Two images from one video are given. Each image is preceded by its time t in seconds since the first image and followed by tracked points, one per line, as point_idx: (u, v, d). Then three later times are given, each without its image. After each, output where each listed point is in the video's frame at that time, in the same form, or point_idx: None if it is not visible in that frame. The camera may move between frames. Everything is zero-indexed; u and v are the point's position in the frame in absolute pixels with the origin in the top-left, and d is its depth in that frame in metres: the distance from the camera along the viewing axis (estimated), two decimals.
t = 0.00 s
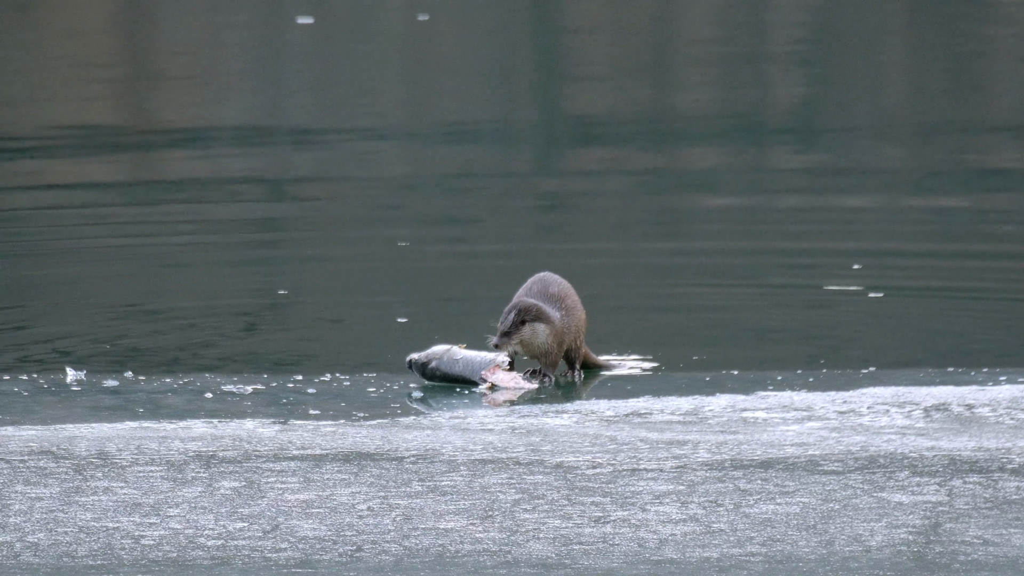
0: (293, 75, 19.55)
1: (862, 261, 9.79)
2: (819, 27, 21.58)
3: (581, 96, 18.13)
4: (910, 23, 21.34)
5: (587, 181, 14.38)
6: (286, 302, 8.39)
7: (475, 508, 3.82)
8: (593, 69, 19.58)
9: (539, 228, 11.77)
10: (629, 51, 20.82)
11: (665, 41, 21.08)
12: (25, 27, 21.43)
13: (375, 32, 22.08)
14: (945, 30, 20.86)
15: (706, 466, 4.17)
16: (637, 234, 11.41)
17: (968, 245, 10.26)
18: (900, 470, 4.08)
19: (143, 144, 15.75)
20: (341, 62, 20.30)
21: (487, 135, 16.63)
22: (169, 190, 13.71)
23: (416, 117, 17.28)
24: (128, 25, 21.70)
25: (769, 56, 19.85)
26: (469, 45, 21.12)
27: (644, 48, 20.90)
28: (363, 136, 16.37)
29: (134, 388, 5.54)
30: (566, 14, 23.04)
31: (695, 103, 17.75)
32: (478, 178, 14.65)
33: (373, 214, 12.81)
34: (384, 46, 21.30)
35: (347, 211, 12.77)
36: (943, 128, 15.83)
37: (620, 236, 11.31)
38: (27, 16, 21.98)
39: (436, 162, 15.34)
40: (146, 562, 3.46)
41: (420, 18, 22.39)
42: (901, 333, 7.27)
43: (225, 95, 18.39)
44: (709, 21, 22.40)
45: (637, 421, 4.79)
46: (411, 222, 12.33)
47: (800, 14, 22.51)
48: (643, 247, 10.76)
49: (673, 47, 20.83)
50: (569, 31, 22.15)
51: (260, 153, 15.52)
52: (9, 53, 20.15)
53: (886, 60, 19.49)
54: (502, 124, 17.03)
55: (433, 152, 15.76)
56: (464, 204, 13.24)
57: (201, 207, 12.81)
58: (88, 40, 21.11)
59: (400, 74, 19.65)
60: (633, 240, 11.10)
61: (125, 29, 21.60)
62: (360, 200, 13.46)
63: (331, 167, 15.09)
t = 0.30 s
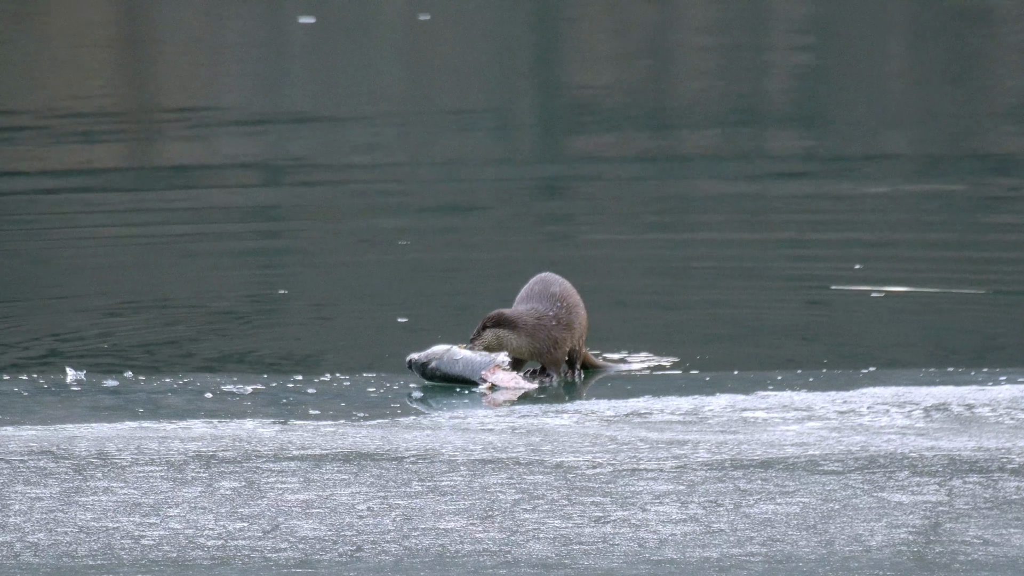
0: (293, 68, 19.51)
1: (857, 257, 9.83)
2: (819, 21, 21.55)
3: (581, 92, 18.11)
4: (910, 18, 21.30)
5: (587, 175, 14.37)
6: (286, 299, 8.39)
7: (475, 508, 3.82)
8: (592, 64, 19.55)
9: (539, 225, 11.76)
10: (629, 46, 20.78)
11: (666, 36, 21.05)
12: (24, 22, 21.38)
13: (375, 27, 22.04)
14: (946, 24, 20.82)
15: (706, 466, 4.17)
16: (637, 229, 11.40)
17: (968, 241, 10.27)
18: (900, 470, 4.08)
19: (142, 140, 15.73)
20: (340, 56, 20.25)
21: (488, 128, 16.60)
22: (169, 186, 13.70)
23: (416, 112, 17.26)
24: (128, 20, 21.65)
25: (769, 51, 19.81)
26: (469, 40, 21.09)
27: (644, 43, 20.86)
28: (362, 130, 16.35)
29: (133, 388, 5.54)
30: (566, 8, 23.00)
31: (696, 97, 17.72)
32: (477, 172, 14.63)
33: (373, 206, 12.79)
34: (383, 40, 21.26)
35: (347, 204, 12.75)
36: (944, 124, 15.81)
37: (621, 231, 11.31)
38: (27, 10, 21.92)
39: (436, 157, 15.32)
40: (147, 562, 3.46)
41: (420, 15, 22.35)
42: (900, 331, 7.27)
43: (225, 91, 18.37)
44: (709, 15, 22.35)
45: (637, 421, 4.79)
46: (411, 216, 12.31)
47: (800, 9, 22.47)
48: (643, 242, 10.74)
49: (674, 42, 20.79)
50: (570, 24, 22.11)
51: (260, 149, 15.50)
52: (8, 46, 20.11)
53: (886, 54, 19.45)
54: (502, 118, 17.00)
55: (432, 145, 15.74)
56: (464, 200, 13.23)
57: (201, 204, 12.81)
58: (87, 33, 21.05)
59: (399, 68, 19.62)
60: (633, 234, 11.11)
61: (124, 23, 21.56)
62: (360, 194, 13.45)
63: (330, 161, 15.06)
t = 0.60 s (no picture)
0: (293, 64, 19.47)
1: (858, 254, 9.82)
2: (821, 16, 21.51)
3: (581, 88, 18.08)
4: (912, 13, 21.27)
5: (588, 173, 14.36)
6: (286, 299, 8.40)
7: (475, 508, 3.82)
8: (593, 59, 19.51)
9: (539, 223, 11.76)
10: (630, 41, 20.75)
11: (666, 31, 21.00)
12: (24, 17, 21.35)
13: (375, 22, 22.00)
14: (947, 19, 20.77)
15: (706, 466, 4.17)
16: (638, 226, 11.40)
17: (970, 238, 10.26)
18: (899, 470, 4.08)
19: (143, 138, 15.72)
20: (340, 50, 20.22)
21: (488, 124, 16.58)
22: (169, 183, 13.68)
23: (417, 107, 17.23)
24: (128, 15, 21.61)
25: (770, 46, 19.77)
26: (469, 34, 21.05)
27: (645, 38, 20.82)
28: (363, 126, 16.34)
29: (134, 388, 5.54)
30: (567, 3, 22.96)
31: (696, 93, 17.70)
32: (478, 168, 14.61)
33: (374, 204, 12.78)
34: (384, 34, 21.22)
35: (347, 202, 12.75)
36: (944, 121, 15.79)
37: (622, 228, 11.31)
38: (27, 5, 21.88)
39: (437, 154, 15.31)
40: (147, 562, 3.46)
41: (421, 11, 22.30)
42: (901, 330, 7.27)
43: (225, 86, 18.33)
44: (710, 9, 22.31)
45: (637, 421, 4.79)
46: (412, 213, 12.30)
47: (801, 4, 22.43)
48: (644, 239, 10.72)
49: (674, 36, 20.75)
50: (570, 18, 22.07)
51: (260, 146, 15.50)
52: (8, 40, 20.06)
53: (888, 49, 19.42)
54: (503, 113, 16.98)
55: (433, 141, 15.72)
56: (464, 197, 13.22)
57: (201, 202, 12.80)
58: (87, 26, 21.00)
59: (400, 63, 19.58)
60: (635, 231, 11.10)
61: (124, 17, 21.52)
62: (360, 191, 13.44)
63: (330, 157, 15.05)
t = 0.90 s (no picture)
0: (291, 53, 19.39)
1: (857, 254, 9.83)
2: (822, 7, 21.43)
3: (581, 79, 18.03)
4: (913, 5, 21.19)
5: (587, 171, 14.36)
6: (287, 299, 8.40)
7: (475, 508, 3.82)
8: (593, 51, 19.45)
9: (539, 221, 11.75)
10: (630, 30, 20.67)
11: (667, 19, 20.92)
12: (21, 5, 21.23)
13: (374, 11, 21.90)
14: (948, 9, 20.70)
15: (706, 466, 4.17)
16: (638, 224, 11.41)
17: (970, 237, 10.27)
18: (900, 470, 4.08)
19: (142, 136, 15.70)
20: (339, 39, 20.13)
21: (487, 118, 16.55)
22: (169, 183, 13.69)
23: (416, 98, 17.18)
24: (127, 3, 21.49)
25: (770, 38, 19.70)
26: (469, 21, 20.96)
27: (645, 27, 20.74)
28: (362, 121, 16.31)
29: (134, 388, 5.54)
30: None
31: (696, 84, 17.65)
32: (478, 169, 14.62)
33: (374, 205, 12.79)
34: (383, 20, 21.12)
35: (347, 204, 12.76)
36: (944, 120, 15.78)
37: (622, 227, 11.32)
38: None
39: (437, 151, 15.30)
40: (146, 562, 3.46)
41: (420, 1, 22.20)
42: (900, 333, 7.28)
43: (224, 75, 18.26)
44: None
45: (637, 421, 4.79)
46: (411, 212, 12.30)
47: None
48: (645, 239, 10.71)
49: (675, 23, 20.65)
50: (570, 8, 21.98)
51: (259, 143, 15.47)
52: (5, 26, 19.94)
53: (888, 41, 19.36)
54: (503, 103, 16.93)
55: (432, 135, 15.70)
56: (464, 195, 13.22)
57: (201, 201, 12.80)
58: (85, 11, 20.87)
59: (398, 52, 19.50)
60: (636, 231, 11.11)
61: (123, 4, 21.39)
62: (360, 190, 13.45)
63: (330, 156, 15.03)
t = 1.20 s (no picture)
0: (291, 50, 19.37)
1: (857, 249, 9.83)
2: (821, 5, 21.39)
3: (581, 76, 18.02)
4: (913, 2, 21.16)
5: (587, 167, 14.35)
6: (288, 297, 8.40)
7: (475, 508, 3.82)
8: (593, 49, 19.43)
9: (539, 218, 11.74)
10: (630, 27, 20.63)
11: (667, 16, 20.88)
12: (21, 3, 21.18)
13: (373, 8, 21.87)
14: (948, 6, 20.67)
15: (706, 466, 4.17)
16: (637, 221, 11.42)
17: (969, 233, 10.28)
18: (900, 470, 4.08)
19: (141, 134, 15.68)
20: (338, 36, 20.10)
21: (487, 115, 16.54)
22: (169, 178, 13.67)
23: (416, 96, 17.17)
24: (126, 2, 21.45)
25: (770, 36, 19.68)
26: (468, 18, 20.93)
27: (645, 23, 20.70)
28: (361, 118, 16.30)
29: (134, 388, 5.54)
30: None
31: (696, 81, 17.63)
32: (477, 162, 14.59)
33: (373, 200, 12.78)
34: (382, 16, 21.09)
35: (347, 198, 12.74)
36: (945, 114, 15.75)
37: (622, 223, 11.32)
38: None
39: (437, 146, 15.30)
40: (146, 562, 3.46)
41: None
42: (899, 331, 7.28)
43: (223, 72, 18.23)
44: None
45: (637, 420, 4.79)
46: (411, 208, 12.28)
47: None
48: (645, 235, 10.71)
49: (675, 21, 20.62)
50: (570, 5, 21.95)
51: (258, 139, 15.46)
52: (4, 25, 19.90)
53: (888, 36, 19.33)
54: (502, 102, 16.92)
55: (432, 132, 15.69)
56: (465, 192, 13.21)
57: (200, 197, 12.79)
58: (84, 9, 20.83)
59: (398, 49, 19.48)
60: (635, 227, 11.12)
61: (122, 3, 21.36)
62: (360, 186, 13.44)
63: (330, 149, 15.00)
